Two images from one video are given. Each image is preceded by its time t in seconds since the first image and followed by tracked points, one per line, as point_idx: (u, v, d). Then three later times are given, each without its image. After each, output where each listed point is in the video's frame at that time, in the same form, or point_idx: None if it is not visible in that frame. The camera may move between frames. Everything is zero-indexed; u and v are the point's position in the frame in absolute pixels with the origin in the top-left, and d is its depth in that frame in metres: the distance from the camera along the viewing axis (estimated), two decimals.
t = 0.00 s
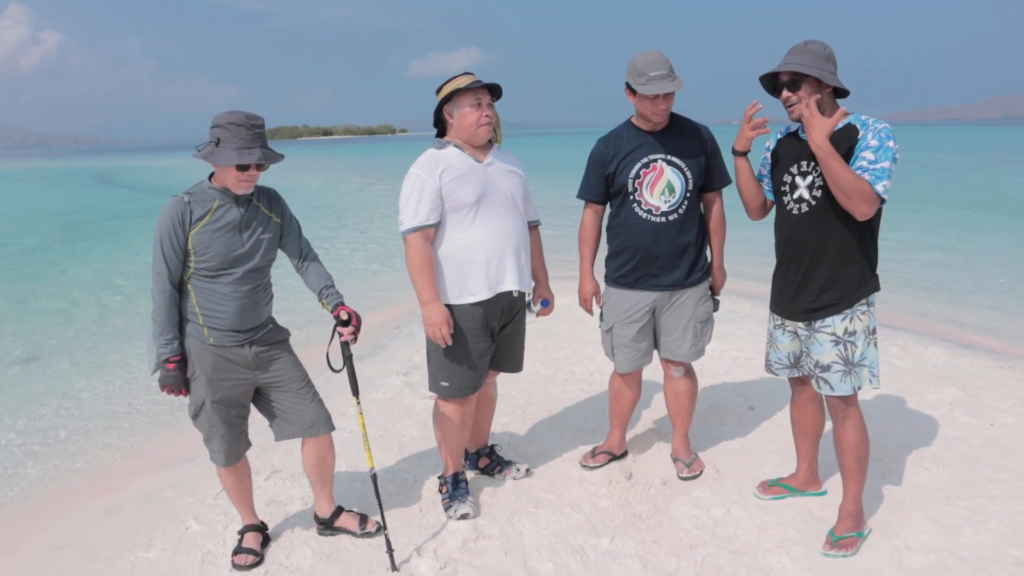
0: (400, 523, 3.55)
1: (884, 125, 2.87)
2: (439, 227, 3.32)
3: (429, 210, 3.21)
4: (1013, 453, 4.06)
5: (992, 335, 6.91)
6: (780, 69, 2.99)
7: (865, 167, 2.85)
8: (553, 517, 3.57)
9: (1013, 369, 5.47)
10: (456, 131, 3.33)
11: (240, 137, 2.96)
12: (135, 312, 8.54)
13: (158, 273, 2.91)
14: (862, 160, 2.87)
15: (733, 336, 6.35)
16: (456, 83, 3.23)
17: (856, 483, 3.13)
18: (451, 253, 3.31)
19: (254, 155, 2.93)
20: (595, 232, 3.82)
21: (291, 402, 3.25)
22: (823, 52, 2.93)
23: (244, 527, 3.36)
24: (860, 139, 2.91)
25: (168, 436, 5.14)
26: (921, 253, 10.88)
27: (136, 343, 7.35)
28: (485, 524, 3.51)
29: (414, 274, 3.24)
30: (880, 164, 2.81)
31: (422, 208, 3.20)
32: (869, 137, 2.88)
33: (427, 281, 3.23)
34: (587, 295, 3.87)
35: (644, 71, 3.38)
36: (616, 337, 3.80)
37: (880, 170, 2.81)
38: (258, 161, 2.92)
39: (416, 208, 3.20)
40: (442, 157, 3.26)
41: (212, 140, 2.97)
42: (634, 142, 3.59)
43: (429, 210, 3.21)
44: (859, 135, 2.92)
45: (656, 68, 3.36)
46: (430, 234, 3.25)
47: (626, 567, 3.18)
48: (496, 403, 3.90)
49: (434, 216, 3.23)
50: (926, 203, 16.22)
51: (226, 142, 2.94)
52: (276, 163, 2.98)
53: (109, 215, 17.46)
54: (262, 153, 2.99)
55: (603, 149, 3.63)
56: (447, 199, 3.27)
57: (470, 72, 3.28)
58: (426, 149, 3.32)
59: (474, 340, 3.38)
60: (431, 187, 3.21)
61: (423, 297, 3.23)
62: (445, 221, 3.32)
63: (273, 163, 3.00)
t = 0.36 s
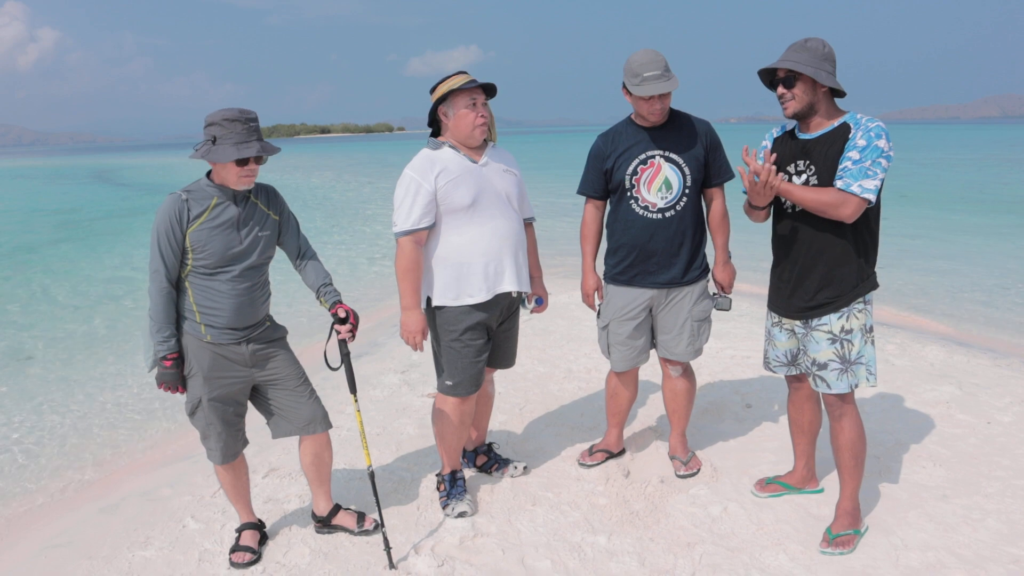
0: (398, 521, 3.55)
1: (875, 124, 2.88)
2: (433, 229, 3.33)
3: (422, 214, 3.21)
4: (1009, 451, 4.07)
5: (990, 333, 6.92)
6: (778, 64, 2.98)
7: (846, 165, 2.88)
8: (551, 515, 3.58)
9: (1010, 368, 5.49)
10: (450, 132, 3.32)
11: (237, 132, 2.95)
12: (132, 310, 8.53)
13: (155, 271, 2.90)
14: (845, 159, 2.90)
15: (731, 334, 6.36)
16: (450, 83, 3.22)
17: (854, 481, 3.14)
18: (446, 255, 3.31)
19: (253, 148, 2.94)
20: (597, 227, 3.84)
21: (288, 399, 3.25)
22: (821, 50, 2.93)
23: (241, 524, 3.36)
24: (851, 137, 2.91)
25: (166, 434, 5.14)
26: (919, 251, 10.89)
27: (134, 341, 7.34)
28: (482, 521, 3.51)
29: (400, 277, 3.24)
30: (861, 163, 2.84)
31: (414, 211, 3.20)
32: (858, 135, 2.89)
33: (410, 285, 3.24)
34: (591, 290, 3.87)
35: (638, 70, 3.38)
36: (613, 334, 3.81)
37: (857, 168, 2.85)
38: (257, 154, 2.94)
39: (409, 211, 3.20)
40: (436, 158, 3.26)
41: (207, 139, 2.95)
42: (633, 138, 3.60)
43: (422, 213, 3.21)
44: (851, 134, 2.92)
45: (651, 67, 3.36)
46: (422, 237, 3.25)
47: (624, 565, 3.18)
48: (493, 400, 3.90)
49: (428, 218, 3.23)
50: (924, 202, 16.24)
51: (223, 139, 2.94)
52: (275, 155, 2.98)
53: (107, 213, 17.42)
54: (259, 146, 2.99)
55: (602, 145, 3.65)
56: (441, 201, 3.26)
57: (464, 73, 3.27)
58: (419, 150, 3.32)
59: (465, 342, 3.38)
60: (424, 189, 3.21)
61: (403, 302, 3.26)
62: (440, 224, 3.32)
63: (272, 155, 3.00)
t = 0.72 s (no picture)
0: (397, 521, 3.55)
1: (876, 127, 2.88)
2: (437, 233, 3.33)
3: (425, 219, 3.21)
4: (1008, 450, 4.08)
5: (989, 333, 6.93)
6: (779, 61, 3.01)
7: (852, 172, 2.88)
8: (550, 514, 3.58)
9: (1009, 367, 5.49)
10: (448, 134, 3.32)
11: (233, 120, 2.98)
12: (131, 310, 8.51)
13: (159, 271, 2.89)
14: (850, 163, 2.89)
15: (730, 334, 6.36)
16: (450, 86, 3.22)
17: (852, 481, 3.14)
18: (450, 258, 3.31)
19: (253, 126, 3.00)
20: (596, 226, 3.84)
21: (290, 399, 3.25)
22: (823, 49, 2.93)
23: (241, 524, 3.36)
24: (851, 139, 2.91)
25: (165, 433, 5.14)
26: (919, 251, 10.89)
27: (133, 341, 7.34)
28: (482, 521, 3.52)
29: (408, 282, 3.25)
30: (864, 168, 2.84)
31: (417, 217, 3.20)
32: (860, 138, 2.88)
33: (420, 290, 3.24)
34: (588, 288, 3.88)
35: (637, 70, 3.39)
36: (611, 334, 3.81)
37: (861, 173, 2.84)
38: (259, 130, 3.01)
39: (412, 216, 3.20)
40: (436, 162, 3.25)
41: (207, 138, 2.93)
42: (632, 139, 3.61)
43: (425, 218, 3.21)
44: (851, 135, 2.92)
45: (650, 67, 3.36)
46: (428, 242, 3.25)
47: (623, 564, 3.19)
48: (493, 399, 3.90)
49: (431, 222, 3.23)
50: (924, 201, 16.25)
51: (224, 130, 2.94)
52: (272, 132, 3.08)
53: (106, 213, 17.39)
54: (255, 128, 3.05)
55: (602, 144, 3.66)
56: (443, 205, 3.26)
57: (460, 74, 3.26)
58: (418, 154, 3.31)
59: (467, 342, 3.38)
60: (426, 194, 3.21)
61: (417, 306, 3.26)
62: (442, 227, 3.32)
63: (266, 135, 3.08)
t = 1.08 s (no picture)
0: (397, 519, 3.55)
1: (877, 130, 2.86)
2: (440, 231, 3.33)
3: (429, 217, 3.21)
4: (1008, 448, 4.08)
5: (989, 331, 6.94)
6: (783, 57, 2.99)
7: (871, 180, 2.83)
8: (550, 512, 3.58)
9: (1009, 365, 5.49)
10: (448, 131, 3.32)
11: (244, 125, 2.97)
12: (131, 309, 8.52)
13: (162, 270, 2.88)
14: (866, 172, 2.85)
15: (730, 332, 6.36)
16: (448, 84, 3.21)
17: (852, 479, 3.14)
18: (453, 256, 3.31)
19: (264, 132, 2.99)
20: (597, 223, 3.85)
21: (291, 396, 3.26)
22: (828, 47, 2.94)
23: (242, 522, 3.36)
24: (854, 143, 2.89)
25: (165, 432, 5.14)
26: (919, 250, 10.89)
27: (132, 339, 7.33)
28: (482, 519, 3.52)
29: (414, 281, 3.25)
30: (881, 173, 2.81)
31: (421, 215, 3.20)
32: (864, 142, 2.86)
33: (426, 288, 3.24)
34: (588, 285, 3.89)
35: (636, 65, 3.40)
36: (611, 331, 3.81)
37: (882, 181, 2.80)
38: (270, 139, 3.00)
39: (415, 214, 3.20)
40: (438, 160, 3.25)
41: (216, 138, 2.93)
42: (634, 137, 3.61)
43: (428, 216, 3.21)
44: (852, 139, 2.90)
45: (648, 63, 3.36)
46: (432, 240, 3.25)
47: (623, 562, 3.19)
48: (493, 397, 3.90)
49: (434, 221, 3.23)
50: (923, 200, 16.25)
51: (233, 134, 2.94)
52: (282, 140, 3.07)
53: (105, 211, 17.36)
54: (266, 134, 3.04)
55: (604, 141, 3.66)
56: (446, 203, 3.26)
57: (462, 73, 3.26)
58: (419, 153, 3.31)
59: (470, 340, 3.39)
60: (430, 193, 3.20)
61: (423, 305, 3.26)
62: (445, 225, 3.32)
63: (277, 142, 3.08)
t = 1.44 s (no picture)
0: (395, 515, 3.55)
1: (880, 125, 2.87)
2: (436, 226, 3.32)
3: (425, 212, 3.20)
4: (1005, 445, 4.09)
5: (986, 328, 6.94)
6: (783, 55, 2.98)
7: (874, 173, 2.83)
8: (548, 508, 3.58)
9: (1007, 362, 5.50)
10: (448, 127, 3.31)
11: (249, 126, 2.95)
12: (129, 305, 8.50)
13: (161, 266, 2.87)
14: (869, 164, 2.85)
15: (728, 328, 6.36)
16: (449, 79, 3.20)
17: (850, 475, 3.14)
18: (449, 252, 3.30)
19: (269, 135, 2.99)
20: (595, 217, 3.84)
21: (287, 392, 3.25)
22: (827, 43, 2.94)
23: (239, 518, 3.36)
24: (859, 138, 2.89)
25: (163, 428, 5.13)
26: (918, 247, 10.89)
27: (130, 336, 7.32)
28: (480, 515, 3.52)
29: (407, 275, 3.24)
30: (885, 167, 2.80)
31: (416, 210, 3.19)
32: (868, 137, 2.86)
33: (418, 283, 3.23)
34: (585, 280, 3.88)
35: (634, 57, 3.41)
36: (608, 327, 3.81)
37: (886, 174, 2.80)
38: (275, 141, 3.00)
39: (412, 209, 3.20)
40: (437, 155, 3.25)
41: (221, 136, 2.91)
42: (632, 133, 3.61)
43: (425, 210, 3.20)
44: (857, 134, 2.91)
45: (646, 56, 3.36)
46: (426, 235, 3.25)
47: (622, 558, 3.19)
48: (492, 394, 3.90)
49: (431, 216, 3.23)
50: (921, 197, 16.25)
51: (238, 133, 2.92)
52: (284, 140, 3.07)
53: (103, 208, 17.31)
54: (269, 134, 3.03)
55: (604, 136, 3.67)
56: (443, 198, 3.26)
57: (464, 68, 3.25)
58: (418, 147, 3.30)
59: (465, 336, 3.38)
60: (427, 187, 3.20)
61: (414, 300, 3.25)
62: (442, 220, 3.31)
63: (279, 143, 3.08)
